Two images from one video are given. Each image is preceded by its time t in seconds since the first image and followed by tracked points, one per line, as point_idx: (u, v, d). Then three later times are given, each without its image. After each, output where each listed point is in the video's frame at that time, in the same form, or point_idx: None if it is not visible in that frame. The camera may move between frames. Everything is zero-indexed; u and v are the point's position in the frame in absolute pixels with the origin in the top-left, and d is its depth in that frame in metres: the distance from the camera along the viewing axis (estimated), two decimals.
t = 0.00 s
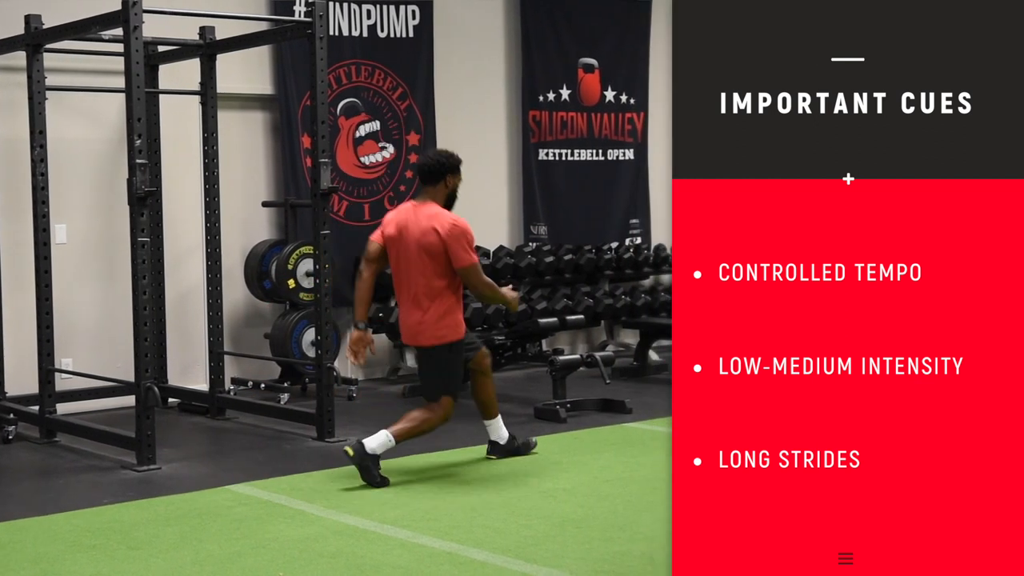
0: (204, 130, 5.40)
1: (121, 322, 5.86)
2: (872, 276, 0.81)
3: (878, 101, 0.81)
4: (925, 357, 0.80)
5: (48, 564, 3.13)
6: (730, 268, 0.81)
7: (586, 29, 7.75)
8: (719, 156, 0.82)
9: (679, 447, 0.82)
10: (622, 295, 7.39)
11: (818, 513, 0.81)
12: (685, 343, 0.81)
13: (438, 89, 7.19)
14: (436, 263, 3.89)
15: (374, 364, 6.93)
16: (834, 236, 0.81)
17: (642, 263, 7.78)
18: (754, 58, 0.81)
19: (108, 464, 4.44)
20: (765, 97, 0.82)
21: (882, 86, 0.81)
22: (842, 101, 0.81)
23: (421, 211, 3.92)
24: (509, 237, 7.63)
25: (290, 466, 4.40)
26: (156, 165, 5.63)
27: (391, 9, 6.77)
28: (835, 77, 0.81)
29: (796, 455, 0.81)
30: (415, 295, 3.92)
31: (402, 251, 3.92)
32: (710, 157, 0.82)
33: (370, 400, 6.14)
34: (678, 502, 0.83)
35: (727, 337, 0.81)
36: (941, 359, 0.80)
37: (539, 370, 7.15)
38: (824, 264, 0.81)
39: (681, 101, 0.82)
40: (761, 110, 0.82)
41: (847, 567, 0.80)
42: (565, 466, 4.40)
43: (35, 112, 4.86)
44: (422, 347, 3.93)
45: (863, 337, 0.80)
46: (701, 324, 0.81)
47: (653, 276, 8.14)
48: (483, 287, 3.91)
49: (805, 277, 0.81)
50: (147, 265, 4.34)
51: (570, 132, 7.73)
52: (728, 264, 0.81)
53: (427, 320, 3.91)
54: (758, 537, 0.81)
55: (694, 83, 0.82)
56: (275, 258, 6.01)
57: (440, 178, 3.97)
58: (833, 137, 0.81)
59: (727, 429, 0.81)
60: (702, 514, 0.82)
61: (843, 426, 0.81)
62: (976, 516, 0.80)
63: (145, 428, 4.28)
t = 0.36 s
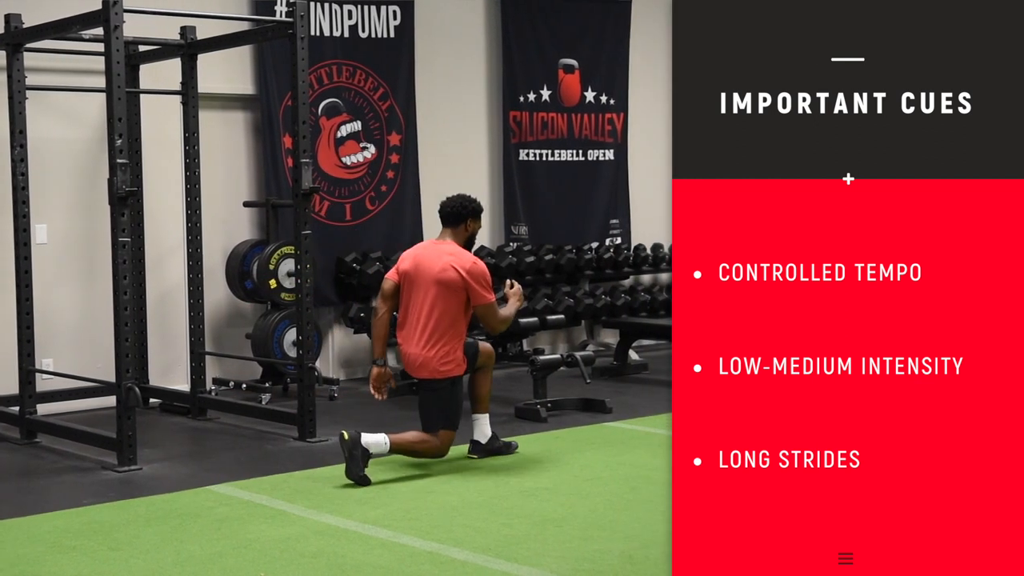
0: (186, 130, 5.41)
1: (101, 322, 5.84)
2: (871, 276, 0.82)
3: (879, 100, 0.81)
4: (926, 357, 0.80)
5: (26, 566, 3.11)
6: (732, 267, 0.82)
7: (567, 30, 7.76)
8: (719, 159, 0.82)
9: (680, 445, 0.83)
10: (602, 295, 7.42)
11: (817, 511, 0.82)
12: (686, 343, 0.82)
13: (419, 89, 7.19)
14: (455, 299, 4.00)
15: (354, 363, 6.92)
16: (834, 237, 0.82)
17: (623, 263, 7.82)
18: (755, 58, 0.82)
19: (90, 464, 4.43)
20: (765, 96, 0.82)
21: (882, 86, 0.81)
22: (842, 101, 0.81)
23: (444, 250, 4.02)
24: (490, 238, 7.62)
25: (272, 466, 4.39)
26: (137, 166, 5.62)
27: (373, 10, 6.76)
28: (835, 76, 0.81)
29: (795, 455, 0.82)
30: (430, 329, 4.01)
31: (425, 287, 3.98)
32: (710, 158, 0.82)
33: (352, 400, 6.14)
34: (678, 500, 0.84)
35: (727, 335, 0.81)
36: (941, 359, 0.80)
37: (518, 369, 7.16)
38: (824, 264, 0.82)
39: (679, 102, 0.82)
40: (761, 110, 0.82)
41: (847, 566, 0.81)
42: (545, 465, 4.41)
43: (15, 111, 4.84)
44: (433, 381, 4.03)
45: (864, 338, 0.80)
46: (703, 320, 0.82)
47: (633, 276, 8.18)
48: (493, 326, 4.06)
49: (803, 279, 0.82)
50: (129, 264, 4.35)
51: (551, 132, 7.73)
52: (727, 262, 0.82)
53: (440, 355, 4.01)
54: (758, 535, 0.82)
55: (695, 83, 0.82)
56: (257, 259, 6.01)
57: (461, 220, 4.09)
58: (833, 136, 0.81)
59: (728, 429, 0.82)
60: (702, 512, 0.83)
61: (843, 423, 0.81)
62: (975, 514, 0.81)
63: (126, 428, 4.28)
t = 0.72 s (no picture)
0: (169, 129, 5.40)
1: (84, 322, 5.83)
2: (872, 276, 0.85)
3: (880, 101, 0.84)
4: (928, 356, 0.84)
5: (12, 566, 3.11)
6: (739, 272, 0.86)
7: (549, 30, 7.77)
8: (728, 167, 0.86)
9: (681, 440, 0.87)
10: (584, 295, 7.44)
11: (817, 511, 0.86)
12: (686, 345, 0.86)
13: (402, 89, 7.18)
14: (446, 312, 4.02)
15: (337, 363, 6.91)
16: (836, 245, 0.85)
17: (604, 263, 7.83)
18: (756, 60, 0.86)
19: (72, 464, 4.43)
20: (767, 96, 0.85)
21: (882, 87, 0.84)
22: (842, 101, 0.84)
23: (436, 265, 4.04)
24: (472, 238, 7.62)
25: (255, 466, 4.39)
26: (120, 166, 5.61)
27: (355, 9, 6.76)
28: (834, 77, 0.84)
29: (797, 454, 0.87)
30: (420, 341, 4.03)
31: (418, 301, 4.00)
32: (713, 159, 0.86)
33: (335, 400, 6.13)
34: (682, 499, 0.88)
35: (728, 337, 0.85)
36: (941, 360, 0.84)
37: (500, 368, 7.15)
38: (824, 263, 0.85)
39: (681, 110, 0.86)
40: (761, 111, 0.86)
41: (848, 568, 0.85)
42: (527, 465, 4.41)
43: None
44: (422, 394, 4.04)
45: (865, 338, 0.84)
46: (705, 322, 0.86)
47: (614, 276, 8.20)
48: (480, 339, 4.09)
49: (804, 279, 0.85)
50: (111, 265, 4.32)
51: (533, 132, 7.73)
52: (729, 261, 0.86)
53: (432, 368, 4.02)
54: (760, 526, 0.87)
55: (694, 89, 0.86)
56: (239, 259, 6.00)
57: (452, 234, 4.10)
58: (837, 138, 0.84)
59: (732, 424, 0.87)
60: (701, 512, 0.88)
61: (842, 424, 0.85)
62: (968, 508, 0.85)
63: (109, 428, 4.27)
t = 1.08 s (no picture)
0: (152, 130, 5.39)
1: (66, 323, 5.81)
2: (872, 276, 0.84)
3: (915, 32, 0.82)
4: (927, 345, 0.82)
5: None
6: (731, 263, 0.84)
7: (531, 30, 7.78)
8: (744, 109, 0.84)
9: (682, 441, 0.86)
10: (566, 295, 7.45)
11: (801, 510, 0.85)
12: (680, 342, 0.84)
13: (384, 88, 7.17)
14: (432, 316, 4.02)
15: (320, 363, 6.91)
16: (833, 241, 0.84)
17: (586, 263, 7.84)
18: None
19: (54, 465, 4.42)
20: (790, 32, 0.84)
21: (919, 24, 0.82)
22: (843, 101, 0.83)
23: (423, 269, 4.05)
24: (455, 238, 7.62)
25: (238, 466, 4.39)
26: (102, 167, 5.61)
27: (338, 10, 6.75)
28: (835, 76, 0.83)
29: (791, 454, 0.85)
30: (406, 344, 4.03)
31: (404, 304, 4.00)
32: (713, 158, 0.85)
33: (318, 400, 6.12)
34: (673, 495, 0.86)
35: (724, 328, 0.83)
36: (942, 360, 0.82)
37: (483, 368, 7.16)
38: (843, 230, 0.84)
39: (681, 104, 0.84)
40: (761, 111, 0.84)
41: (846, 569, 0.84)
42: (509, 464, 4.41)
43: None
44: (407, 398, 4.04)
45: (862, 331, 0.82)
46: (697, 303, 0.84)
47: (596, 276, 8.21)
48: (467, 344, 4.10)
49: (804, 281, 0.84)
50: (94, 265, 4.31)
51: (516, 133, 7.74)
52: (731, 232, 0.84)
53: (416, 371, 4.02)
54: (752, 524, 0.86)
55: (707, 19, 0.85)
56: (222, 259, 5.99)
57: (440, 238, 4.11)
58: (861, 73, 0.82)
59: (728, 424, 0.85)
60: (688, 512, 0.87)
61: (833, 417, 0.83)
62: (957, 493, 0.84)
63: (92, 429, 4.26)
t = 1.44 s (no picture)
0: (134, 129, 5.38)
1: (47, 324, 5.79)
2: (870, 275, 1.43)
3: (878, 99, 1.39)
4: (925, 358, 1.42)
5: None
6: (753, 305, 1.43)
7: (512, 30, 7.79)
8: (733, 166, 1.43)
9: (686, 453, 1.49)
10: (549, 295, 7.45)
11: (806, 502, 1.49)
12: (694, 355, 1.45)
13: (367, 88, 7.16)
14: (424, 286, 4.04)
15: (303, 363, 6.89)
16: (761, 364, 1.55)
17: (569, 262, 7.84)
18: (754, 65, 1.44)
19: (36, 465, 4.41)
20: (766, 97, 1.43)
21: (882, 88, 1.39)
22: (840, 105, 1.41)
23: (418, 239, 4.08)
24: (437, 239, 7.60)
25: (220, 466, 4.38)
26: (84, 166, 5.60)
27: (320, 10, 6.75)
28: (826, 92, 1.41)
29: (795, 456, 1.48)
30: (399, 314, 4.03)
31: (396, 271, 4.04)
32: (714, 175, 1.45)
33: (301, 400, 6.12)
34: (683, 488, 1.51)
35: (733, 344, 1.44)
36: (942, 361, 1.42)
37: (464, 368, 7.15)
38: (825, 267, 1.43)
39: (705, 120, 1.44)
40: (762, 107, 1.43)
41: (848, 563, 1.49)
42: (493, 463, 4.42)
43: None
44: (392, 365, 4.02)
45: (860, 347, 1.42)
46: (709, 318, 1.44)
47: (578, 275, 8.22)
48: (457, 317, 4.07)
49: (804, 277, 1.43)
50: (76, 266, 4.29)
51: (498, 133, 7.74)
52: (729, 266, 1.43)
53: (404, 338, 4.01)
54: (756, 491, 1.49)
55: (704, 88, 1.44)
56: (205, 259, 5.99)
57: (436, 212, 4.16)
58: (828, 137, 1.42)
59: (726, 343, 1.44)
60: (704, 499, 1.51)
61: (827, 420, 1.46)
62: (915, 474, 1.46)
63: (74, 430, 4.24)
